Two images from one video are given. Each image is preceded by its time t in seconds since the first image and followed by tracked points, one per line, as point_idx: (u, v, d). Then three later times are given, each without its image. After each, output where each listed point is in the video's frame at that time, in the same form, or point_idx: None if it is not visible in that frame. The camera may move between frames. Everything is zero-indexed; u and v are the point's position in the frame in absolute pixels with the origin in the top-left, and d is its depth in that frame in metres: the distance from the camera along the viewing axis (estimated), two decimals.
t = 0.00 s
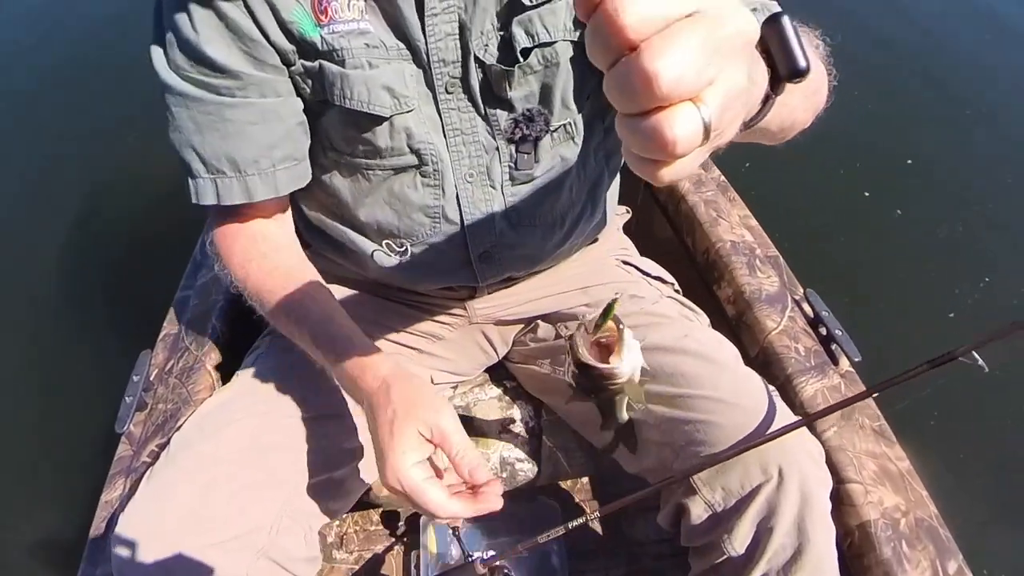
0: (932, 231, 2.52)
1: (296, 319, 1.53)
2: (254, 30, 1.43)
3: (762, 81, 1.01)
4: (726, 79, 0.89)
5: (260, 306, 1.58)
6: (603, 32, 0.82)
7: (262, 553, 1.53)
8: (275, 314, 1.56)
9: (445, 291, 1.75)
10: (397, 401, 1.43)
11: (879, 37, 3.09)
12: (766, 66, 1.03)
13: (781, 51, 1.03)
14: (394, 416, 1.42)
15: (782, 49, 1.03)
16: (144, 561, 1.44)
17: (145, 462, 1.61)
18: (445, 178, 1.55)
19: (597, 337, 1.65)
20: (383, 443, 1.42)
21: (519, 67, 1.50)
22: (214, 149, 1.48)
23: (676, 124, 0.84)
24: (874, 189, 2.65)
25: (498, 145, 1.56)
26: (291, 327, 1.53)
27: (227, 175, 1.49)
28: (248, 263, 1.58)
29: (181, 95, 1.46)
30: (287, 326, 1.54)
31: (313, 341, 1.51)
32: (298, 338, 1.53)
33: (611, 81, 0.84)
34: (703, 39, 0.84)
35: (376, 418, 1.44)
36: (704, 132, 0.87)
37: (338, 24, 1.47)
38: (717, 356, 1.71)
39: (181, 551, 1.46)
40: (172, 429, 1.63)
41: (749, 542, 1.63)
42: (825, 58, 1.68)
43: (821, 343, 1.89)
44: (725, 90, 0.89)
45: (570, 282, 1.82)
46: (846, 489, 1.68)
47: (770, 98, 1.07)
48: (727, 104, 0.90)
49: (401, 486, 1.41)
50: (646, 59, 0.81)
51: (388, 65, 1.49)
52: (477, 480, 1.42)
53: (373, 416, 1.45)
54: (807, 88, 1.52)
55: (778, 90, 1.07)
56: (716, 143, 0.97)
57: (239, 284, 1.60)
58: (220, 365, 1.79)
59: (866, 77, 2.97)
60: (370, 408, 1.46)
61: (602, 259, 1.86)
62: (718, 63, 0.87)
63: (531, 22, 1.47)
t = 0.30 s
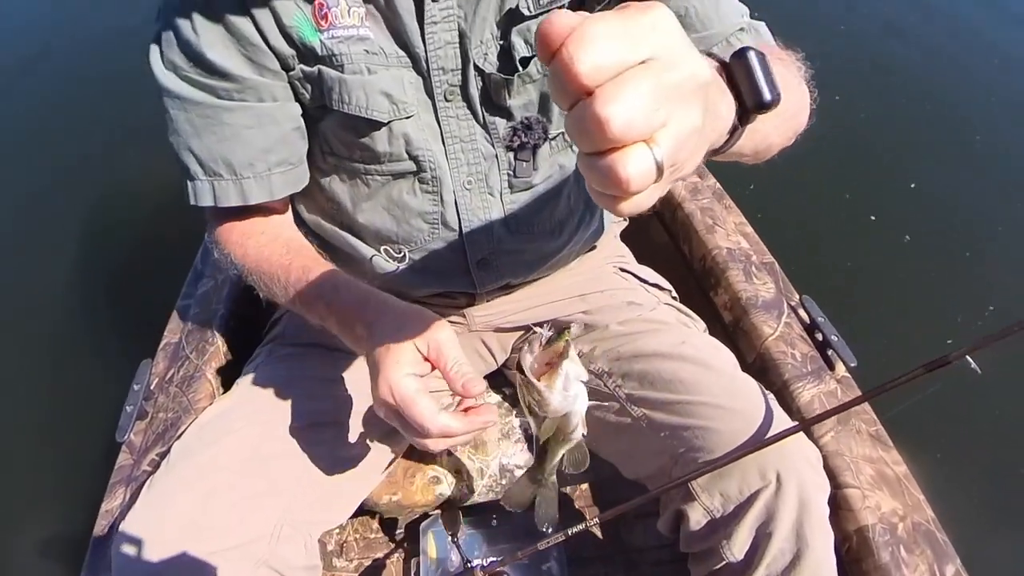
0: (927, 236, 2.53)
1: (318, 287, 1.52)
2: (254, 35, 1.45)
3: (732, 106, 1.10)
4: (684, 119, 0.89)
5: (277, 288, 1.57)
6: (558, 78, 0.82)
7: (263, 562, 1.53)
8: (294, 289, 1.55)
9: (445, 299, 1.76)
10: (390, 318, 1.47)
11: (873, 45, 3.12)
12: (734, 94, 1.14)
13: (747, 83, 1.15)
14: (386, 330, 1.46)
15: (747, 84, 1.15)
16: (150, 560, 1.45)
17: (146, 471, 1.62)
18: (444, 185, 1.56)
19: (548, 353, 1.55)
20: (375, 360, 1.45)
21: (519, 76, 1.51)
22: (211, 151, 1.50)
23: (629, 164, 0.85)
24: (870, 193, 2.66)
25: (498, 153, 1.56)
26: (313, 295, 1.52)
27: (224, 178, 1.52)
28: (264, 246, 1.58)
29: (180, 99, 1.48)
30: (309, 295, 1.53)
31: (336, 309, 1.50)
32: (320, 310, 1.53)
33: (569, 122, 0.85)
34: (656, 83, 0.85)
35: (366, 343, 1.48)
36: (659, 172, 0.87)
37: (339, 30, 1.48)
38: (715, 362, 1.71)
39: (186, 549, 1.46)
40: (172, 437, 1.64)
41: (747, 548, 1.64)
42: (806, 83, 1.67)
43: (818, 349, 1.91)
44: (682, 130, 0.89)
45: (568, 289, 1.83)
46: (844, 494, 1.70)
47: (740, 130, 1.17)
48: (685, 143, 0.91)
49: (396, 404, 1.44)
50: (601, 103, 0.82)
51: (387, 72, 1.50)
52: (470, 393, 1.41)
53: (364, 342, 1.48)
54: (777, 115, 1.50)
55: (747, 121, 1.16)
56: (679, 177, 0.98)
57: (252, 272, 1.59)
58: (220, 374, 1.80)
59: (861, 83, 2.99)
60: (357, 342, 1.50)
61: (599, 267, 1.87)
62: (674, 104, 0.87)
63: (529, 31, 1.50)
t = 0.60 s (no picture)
0: (925, 240, 2.54)
1: (291, 306, 1.49)
2: (256, 45, 1.48)
3: (699, 131, 1.24)
4: (634, 156, 0.93)
5: (250, 304, 1.55)
6: (511, 119, 0.87)
7: (265, 569, 1.54)
8: (267, 307, 1.52)
9: (443, 305, 1.78)
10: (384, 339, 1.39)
11: (868, 49, 3.14)
12: (702, 119, 1.25)
13: (715, 108, 1.25)
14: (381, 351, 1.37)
15: (715, 109, 1.25)
16: (154, 558, 1.46)
17: (147, 479, 1.62)
18: (443, 193, 1.57)
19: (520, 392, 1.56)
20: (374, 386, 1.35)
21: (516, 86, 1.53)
22: (212, 161, 1.53)
23: (579, 199, 0.90)
24: (867, 197, 2.67)
25: (495, 160, 1.58)
26: (287, 312, 1.49)
27: (224, 187, 1.55)
28: (244, 264, 1.58)
29: (181, 109, 1.51)
30: (281, 315, 1.50)
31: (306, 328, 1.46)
32: (287, 330, 1.48)
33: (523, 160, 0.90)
34: (605, 124, 0.88)
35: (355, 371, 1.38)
36: (608, 207, 0.92)
37: (339, 40, 1.50)
38: (712, 367, 1.73)
39: (189, 548, 1.48)
40: (174, 445, 1.65)
41: (748, 552, 1.65)
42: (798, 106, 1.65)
43: (815, 353, 1.92)
44: (631, 166, 0.93)
45: (566, 296, 1.85)
46: (843, 498, 1.71)
47: (708, 152, 1.27)
48: (634, 178, 0.95)
49: (414, 424, 1.34)
50: (550, 144, 0.86)
51: (387, 81, 1.51)
52: (477, 397, 1.36)
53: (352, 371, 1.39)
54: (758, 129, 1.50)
55: (715, 144, 1.26)
56: (629, 205, 1.02)
57: (227, 286, 1.58)
58: (221, 383, 1.82)
59: (857, 87, 3.00)
60: (336, 371, 1.41)
61: (597, 274, 1.89)
62: (623, 142, 0.91)
63: (527, 40, 1.53)
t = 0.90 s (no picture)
0: (924, 242, 2.55)
1: (319, 291, 1.48)
2: (256, 48, 1.47)
3: (684, 154, 1.29)
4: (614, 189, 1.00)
5: (258, 292, 1.48)
6: (498, 157, 0.93)
7: None
8: (284, 294, 1.47)
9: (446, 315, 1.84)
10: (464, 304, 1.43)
11: (864, 53, 3.15)
12: (689, 144, 1.32)
13: (700, 133, 1.32)
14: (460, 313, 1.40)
15: (699, 133, 1.32)
16: (160, 555, 1.47)
17: (152, 487, 1.64)
18: (443, 201, 1.59)
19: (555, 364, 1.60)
20: (463, 340, 1.38)
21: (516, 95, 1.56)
22: (199, 159, 1.49)
23: (561, 231, 0.97)
24: (865, 201, 2.68)
25: (495, 169, 1.60)
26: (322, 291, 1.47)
27: (211, 188, 1.51)
28: (241, 258, 1.52)
29: (172, 105, 1.48)
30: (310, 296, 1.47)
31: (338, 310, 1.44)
32: (315, 312, 1.45)
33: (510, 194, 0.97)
34: (587, 160, 0.95)
35: (433, 333, 1.39)
36: (589, 236, 0.99)
37: (341, 48, 1.51)
38: (713, 371, 1.74)
39: (195, 546, 1.49)
40: (180, 453, 1.67)
41: (751, 555, 1.66)
42: (789, 119, 1.67)
43: (816, 356, 1.93)
44: (611, 198, 1.00)
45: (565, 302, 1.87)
46: (845, 500, 1.72)
47: (693, 174, 1.34)
48: (613, 208, 1.02)
49: (501, 375, 1.37)
50: (537, 181, 0.92)
51: (387, 91, 1.53)
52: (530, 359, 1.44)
53: (425, 333, 1.40)
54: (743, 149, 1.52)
55: (700, 167, 1.33)
56: (611, 230, 1.09)
57: (228, 274, 1.50)
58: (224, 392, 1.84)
59: (854, 90, 3.01)
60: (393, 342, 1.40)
61: (596, 280, 1.91)
62: (603, 176, 0.98)
63: (526, 51, 1.54)
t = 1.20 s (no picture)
0: (917, 246, 2.57)
1: (341, 289, 1.49)
2: (258, 58, 1.49)
3: (663, 166, 1.32)
4: (590, 202, 1.04)
5: (278, 294, 1.49)
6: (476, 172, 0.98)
7: None
8: (305, 294, 1.49)
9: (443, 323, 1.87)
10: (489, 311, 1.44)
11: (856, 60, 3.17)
12: (668, 157, 1.34)
13: (678, 147, 1.34)
14: (485, 318, 1.42)
15: (679, 145, 1.34)
16: (165, 554, 1.48)
17: (151, 496, 1.64)
18: (441, 209, 1.60)
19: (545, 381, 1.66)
20: (488, 342, 1.39)
21: (512, 103, 1.59)
22: (204, 170, 1.50)
23: (538, 242, 1.00)
24: (859, 206, 2.70)
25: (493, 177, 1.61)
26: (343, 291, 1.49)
27: (214, 197, 1.52)
28: (257, 262, 1.53)
29: (175, 116, 1.49)
30: (333, 296, 1.49)
31: (361, 306, 1.46)
32: (338, 311, 1.46)
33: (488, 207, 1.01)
34: (561, 175, 0.99)
35: (459, 334, 1.40)
36: (565, 248, 1.03)
37: (340, 58, 1.52)
38: (709, 375, 1.75)
39: (200, 545, 1.50)
40: (179, 462, 1.67)
41: (748, 559, 1.67)
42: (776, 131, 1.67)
43: (810, 361, 1.95)
44: (587, 211, 1.04)
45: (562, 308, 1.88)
46: (840, 504, 1.73)
47: (672, 185, 1.36)
48: (589, 221, 1.06)
49: (518, 377, 1.39)
50: (512, 194, 0.96)
51: (386, 101, 1.54)
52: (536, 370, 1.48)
53: (450, 334, 1.41)
54: (726, 161, 1.53)
55: (679, 179, 1.36)
56: (589, 242, 1.13)
57: (246, 278, 1.51)
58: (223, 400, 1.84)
59: (847, 96, 3.03)
60: (418, 341, 1.41)
61: (593, 286, 1.92)
62: (578, 191, 1.02)
63: (522, 60, 1.57)
